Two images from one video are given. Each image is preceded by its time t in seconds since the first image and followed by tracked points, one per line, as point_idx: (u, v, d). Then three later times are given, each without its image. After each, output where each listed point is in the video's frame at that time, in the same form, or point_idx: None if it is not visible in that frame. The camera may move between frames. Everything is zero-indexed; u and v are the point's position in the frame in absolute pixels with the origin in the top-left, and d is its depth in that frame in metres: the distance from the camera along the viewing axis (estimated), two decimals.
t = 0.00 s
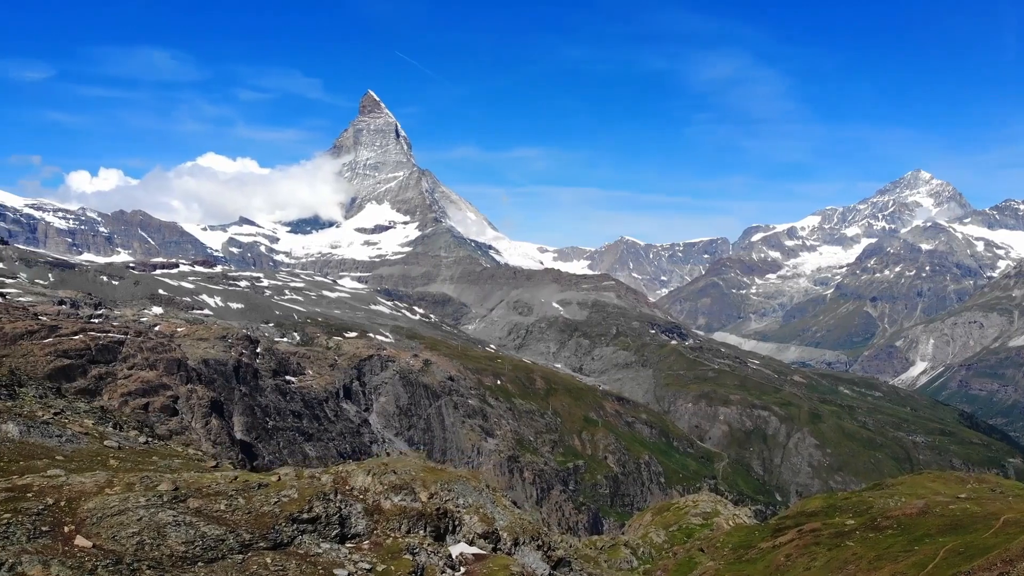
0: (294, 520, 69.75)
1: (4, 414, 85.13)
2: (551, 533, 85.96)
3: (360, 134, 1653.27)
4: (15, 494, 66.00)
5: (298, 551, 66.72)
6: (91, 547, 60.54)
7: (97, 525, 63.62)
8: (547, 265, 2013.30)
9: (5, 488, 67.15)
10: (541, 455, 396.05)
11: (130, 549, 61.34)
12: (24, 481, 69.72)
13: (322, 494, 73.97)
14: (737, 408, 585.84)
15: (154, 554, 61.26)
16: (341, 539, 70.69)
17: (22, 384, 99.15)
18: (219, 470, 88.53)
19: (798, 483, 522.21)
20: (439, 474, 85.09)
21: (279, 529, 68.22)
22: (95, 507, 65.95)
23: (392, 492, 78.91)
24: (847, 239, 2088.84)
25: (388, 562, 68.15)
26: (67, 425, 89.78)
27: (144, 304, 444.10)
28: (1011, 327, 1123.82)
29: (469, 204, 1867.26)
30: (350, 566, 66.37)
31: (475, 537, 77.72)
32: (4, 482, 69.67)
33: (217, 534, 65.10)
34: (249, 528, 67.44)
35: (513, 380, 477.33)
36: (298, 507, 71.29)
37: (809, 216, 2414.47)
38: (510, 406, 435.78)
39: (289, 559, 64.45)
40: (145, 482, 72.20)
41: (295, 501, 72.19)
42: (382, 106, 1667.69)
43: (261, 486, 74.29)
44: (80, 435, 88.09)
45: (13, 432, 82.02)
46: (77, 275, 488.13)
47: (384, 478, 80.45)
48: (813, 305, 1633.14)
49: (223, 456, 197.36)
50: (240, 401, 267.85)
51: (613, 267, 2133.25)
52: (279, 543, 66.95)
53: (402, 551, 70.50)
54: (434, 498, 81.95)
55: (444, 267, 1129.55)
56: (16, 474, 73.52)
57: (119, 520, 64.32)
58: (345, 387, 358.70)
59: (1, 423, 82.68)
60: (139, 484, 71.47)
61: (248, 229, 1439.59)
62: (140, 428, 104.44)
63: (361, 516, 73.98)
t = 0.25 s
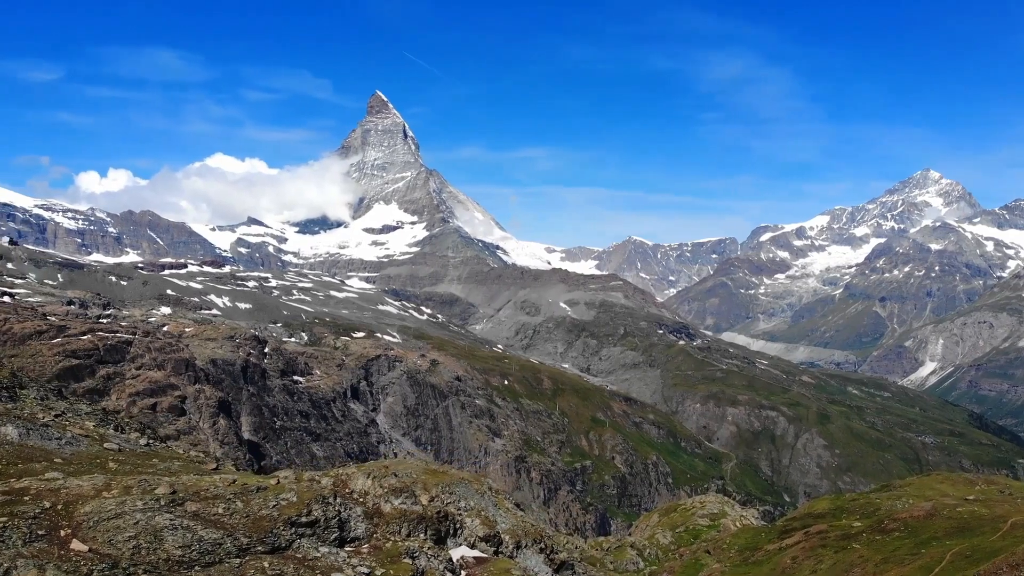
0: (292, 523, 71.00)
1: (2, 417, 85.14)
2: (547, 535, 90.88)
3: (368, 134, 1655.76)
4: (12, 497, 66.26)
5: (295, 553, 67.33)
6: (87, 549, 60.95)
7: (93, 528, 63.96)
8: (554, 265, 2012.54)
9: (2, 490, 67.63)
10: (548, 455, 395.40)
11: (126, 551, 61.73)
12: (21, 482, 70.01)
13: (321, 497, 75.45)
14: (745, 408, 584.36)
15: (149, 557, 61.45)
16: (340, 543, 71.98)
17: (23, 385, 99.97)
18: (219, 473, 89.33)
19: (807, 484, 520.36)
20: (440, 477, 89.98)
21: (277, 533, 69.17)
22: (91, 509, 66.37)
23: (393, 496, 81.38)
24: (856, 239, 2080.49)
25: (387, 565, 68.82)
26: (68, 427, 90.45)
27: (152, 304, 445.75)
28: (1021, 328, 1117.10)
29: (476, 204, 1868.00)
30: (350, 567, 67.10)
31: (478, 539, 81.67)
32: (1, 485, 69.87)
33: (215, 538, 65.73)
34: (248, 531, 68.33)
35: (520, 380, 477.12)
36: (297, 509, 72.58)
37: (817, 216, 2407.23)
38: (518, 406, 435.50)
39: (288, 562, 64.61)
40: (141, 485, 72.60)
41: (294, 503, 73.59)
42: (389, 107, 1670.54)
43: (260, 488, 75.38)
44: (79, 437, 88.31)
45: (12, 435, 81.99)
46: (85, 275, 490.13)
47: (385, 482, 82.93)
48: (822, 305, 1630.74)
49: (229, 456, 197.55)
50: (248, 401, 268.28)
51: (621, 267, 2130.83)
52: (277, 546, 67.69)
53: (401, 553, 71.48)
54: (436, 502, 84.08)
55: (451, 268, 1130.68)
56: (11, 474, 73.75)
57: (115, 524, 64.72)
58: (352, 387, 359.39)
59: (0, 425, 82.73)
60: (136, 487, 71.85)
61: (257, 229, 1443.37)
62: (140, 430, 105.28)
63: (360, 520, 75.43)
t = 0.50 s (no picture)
0: (290, 528, 71.03)
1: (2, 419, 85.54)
2: (551, 538, 90.49)
3: (377, 135, 1658.79)
4: (9, 500, 66.56)
5: (292, 558, 67.66)
6: (83, 555, 61.27)
7: (89, 532, 64.25)
8: (563, 265, 2011.79)
9: None
10: (556, 455, 394.75)
11: (122, 556, 62.07)
12: (19, 485, 70.32)
13: (319, 500, 75.58)
14: (754, 409, 582.84)
15: (146, 563, 61.75)
16: (338, 547, 72.23)
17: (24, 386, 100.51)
18: (218, 475, 89.64)
19: (816, 485, 518.46)
20: (443, 480, 89.54)
21: (274, 537, 69.40)
22: (89, 512, 66.64)
23: (392, 499, 81.25)
24: (866, 239, 2071.63)
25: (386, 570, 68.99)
26: (69, 429, 90.77)
27: (161, 304, 447.47)
28: None
29: (485, 205, 1869.14)
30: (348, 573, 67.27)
31: (478, 543, 81.35)
32: None
33: (211, 542, 66.12)
34: (244, 536, 68.46)
35: (528, 380, 476.82)
36: (294, 513, 72.69)
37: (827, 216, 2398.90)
38: (526, 406, 435.56)
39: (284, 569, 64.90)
40: (139, 488, 72.93)
41: (292, 508, 73.61)
42: (398, 107, 1673.14)
43: (258, 492, 75.53)
44: (79, 439, 88.50)
45: (12, 437, 82.44)
46: (95, 275, 492.11)
47: (385, 485, 83.04)
48: (832, 305, 1626.07)
49: (237, 457, 198.23)
50: (257, 401, 269.13)
51: (629, 267, 2128.49)
52: (274, 551, 67.95)
53: (400, 559, 71.72)
54: (436, 505, 84.34)
55: (459, 268, 1131.60)
56: (10, 478, 74.03)
57: (111, 527, 65.10)
58: (361, 387, 359.91)
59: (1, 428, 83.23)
60: (133, 490, 71.96)
61: (266, 229, 1447.65)
62: (143, 432, 105.89)
63: (359, 524, 75.68)
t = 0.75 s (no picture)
0: (288, 531, 70.83)
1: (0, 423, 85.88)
2: (553, 542, 91.11)
3: (384, 135, 1661.32)
4: (6, 503, 66.47)
5: (290, 562, 67.45)
6: (78, 559, 61.07)
7: (84, 537, 64.06)
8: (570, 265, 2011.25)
9: None
10: (563, 456, 394.09)
11: (118, 559, 61.89)
12: (15, 489, 70.15)
13: (318, 503, 75.29)
14: (762, 409, 581.53)
15: (142, 566, 61.67)
16: (336, 551, 72.03)
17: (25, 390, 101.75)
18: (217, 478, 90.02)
19: (824, 485, 516.76)
20: (443, 484, 90.12)
21: (272, 540, 69.11)
22: (84, 517, 66.40)
23: (393, 502, 81.57)
24: (875, 239, 2063.16)
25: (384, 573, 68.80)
26: (66, 431, 91.38)
27: (169, 305, 449.20)
28: None
29: (492, 205, 1870.21)
30: None
31: (479, 546, 81.86)
32: None
33: (208, 546, 65.52)
34: (242, 539, 68.20)
35: (535, 381, 476.58)
36: (293, 516, 72.49)
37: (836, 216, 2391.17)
38: (533, 406, 435.26)
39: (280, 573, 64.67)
40: (136, 492, 72.80)
41: (290, 510, 73.37)
42: (405, 108, 1675.84)
43: (256, 495, 75.35)
44: (76, 442, 88.71)
45: (10, 440, 82.75)
46: (103, 276, 493.73)
47: (385, 488, 82.82)
48: (841, 305, 1622.69)
49: (245, 458, 198.54)
50: (264, 401, 269.56)
51: (637, 267, 2126.62)
52: (271, 554, 67.75)
53: (399, 563, 71.53)
54: (437, 508, 84.11)
55: (467, 268, 1132.84)
56: (7, 481, 74.19)
57: (107, 531, 64.82)
58: (368, 387, 360.44)
59: None
60: (130, 494, 71.81)
61: (274, 230, 1451.62)
62: (144, 434, 106.54)
63: (359, 528, 75.61)
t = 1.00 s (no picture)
0: (285, 536, 72.13)
1: None
2: (556, 545, 92.23)
3: (394, 135, 1663.45)
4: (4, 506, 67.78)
5: (287, 567, 68.74)
6: (73, 565, 62.36)
7: (79, 541, 65.31)
8: (579, 265, 2009.02)
9: None
10: (572, 456, 393.46)
11: (113, 565, 63.21)
12: (13, 493, 71.62)
13: (316, 508, 76.66)
14: (771, 410, 579.64)
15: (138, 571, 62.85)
16: (334, 556, 73.37)
17: (26, 396, 104.13)
18: (214, 482, 91.67)
19: (834, 486, 514.78)
20: (444, 487, 91.84)
21: (269, 546, 70.42)
22: (80, 522, 67.70)
23: (392, 507, 82.91)
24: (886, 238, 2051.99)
25: None
26: (66, 435, 93.78)
27: (179, 305, 451.06)
28: None
29: (501, 205, 1870.12)
30: None
31: (481, 549, 83.43)
32: None
33: (204, 551, 66.90)
34: (238, 544, 69.40)
35: (543, 381, 476.03)
36: (290, 522, 73.68)
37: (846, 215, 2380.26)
38: (542, 407, 435.06)
39: None
40: (132, 496, 74.01)
41: (287, 516, 74.67)
42: (415, 108, 1676.97)
43: (254, 500, 76.71)
44: (74, 446, 90.29)
45: (9, 444, 84.23)
46: (114, 276, 496.33)
47: (385, 493, 84.02)
48: (851, 305, 1616.50)
49: (255, 458, 199.35)
50: (273, 401, 270.65)
51: (646, 267, 2123.24)
52: (268, 559, 69.00)
53: (398, 567, 72.74)
54: (437, 513, 85.47)
55: (476, 268, 1133.22)
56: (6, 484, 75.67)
57: (102, 537, 65.97)
58: (376, 387, 361.41)
59: None
60: (126, 499, 73.18)
61: (284, 230, 1455.52)
62: (148, 439, 108.71)
63: (357, 533, 76.88)
